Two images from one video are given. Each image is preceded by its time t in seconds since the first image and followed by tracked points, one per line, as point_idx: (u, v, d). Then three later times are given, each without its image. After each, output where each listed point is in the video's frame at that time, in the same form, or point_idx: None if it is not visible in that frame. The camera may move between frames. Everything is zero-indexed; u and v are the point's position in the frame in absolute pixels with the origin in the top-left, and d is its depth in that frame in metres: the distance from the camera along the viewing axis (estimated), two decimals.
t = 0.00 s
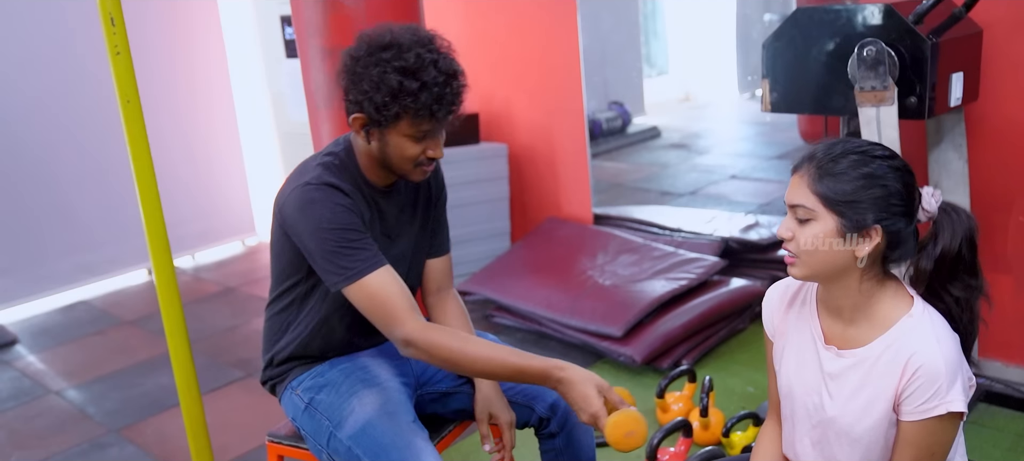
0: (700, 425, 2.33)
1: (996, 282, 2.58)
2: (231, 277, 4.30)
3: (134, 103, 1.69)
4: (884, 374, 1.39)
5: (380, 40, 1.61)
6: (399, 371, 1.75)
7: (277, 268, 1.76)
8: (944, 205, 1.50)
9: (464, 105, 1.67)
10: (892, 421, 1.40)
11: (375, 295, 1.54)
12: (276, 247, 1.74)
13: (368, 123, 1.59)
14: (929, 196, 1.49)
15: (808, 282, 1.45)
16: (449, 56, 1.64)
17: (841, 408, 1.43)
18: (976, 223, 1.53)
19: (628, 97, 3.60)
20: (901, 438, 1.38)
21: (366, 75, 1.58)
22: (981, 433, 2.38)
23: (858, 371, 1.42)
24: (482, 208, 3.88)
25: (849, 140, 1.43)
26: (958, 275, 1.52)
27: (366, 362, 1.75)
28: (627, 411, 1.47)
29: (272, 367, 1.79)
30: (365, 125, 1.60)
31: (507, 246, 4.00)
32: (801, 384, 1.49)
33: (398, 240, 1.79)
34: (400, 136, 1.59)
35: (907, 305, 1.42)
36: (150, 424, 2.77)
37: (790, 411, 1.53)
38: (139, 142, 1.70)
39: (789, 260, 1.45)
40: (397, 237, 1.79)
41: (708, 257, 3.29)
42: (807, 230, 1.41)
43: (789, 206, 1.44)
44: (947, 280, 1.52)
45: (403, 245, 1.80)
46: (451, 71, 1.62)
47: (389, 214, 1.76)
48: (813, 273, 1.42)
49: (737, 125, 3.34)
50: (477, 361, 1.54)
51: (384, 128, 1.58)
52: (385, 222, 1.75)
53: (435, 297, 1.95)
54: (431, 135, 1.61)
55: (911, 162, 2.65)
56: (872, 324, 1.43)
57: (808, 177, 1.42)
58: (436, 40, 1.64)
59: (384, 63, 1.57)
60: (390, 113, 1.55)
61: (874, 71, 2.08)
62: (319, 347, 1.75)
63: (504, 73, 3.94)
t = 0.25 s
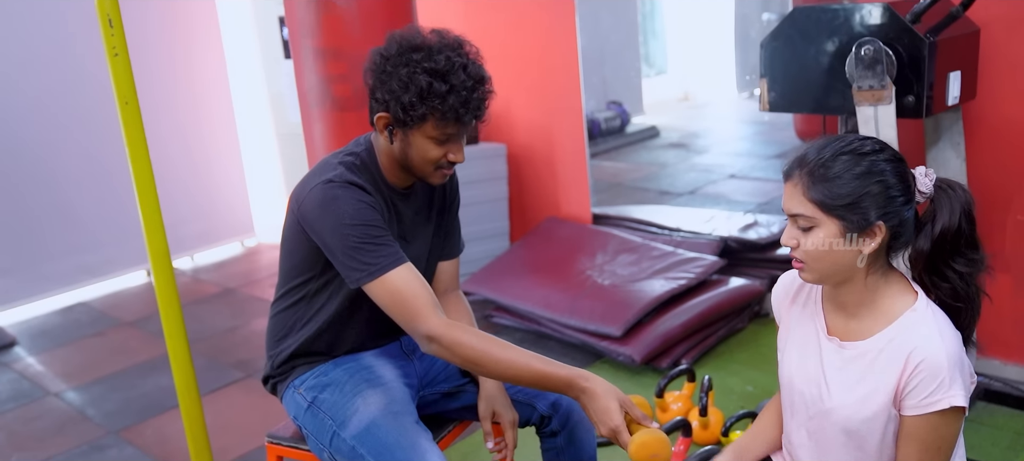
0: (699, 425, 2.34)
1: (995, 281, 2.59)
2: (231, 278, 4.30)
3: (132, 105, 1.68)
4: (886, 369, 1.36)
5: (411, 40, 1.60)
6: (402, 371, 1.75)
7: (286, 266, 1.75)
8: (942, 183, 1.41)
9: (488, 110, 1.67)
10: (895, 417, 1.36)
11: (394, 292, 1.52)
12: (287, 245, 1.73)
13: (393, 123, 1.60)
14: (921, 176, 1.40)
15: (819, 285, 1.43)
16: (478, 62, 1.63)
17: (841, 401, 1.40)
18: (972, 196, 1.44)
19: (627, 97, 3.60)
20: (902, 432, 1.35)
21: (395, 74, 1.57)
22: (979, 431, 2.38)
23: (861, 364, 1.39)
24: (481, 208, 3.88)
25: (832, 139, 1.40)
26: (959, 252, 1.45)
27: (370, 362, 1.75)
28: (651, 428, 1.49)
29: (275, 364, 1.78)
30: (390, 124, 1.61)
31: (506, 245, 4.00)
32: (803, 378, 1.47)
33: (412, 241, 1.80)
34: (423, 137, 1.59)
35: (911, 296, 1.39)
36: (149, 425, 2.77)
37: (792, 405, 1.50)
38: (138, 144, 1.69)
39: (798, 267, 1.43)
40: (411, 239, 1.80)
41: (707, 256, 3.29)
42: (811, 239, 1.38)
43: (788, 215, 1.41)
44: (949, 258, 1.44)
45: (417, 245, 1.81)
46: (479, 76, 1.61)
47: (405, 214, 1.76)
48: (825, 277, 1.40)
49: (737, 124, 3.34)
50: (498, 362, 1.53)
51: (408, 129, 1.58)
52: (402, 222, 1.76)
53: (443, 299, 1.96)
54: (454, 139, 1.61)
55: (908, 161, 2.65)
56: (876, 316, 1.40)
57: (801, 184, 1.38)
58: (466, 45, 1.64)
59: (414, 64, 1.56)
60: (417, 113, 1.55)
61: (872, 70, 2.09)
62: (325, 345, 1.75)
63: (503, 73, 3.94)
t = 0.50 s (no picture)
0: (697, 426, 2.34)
1: (991, 282, 2.59)
2: (228, 281, 4.29)
3: (129, 108, 1.67)
4: (880, 350, 1.36)
5: (418, 46, 1.61)
6: (399, 374, 1.76)
7: (286, 268, 1.75)
8: (940, 176, 1.40)
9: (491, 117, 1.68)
10: (876, 398, 1.36)
11: (401, 294, 1.53)
12: (287, 247, 1.73)
13: (397, 129, 1.60)
14: (919, 171, 1.40)
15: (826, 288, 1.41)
16: (482, 69, 1.64)
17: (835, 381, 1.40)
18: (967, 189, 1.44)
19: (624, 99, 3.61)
20: (881, 413, 1.34)
21: (401, 80, 1.57)
22: (976, 432, 2.39)
23: (859, 352, 1.38)
24: (478, 211, 3.89)
25: (832, 146, 1.38)
26: (956, 244, 1.45)
27: (366, 365, 1.75)
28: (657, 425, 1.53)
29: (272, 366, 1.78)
30: (395, 129, 1.61)
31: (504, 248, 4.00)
32: (805, 373, 1.45)
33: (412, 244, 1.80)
34: (428, 143, 1.59)
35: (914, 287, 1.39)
36: (146, 429, 2.76)
37: (793, 399, 1.49)
38: (134, 147, 1.69)
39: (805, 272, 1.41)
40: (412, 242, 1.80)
41: (703, 258, 3.30)
42: (823, 248, 1.36)
43: (796, 226, 1.38)
44: (947, 249, 1.45)
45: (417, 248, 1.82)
46: (484, 84, 1.62)
47: (406, 217, 1.76)
48: (834, 282, 1.39)
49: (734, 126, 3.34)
50: (504, 365, 1.54)
51: (413, 134, 1.58)
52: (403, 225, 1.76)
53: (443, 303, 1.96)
54: (458, 145, 1.62)
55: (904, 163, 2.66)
56: (878, 311, 1.39)
57: (809, 194, 1.36)
58: (471, 52, 1.65)
59: (421, 70, 1.57)
60: (423, 119, 1.55)
61: (867, 72, 2.10)
62: (323, 347, 1.75)
63: (499, 76, 3.94)
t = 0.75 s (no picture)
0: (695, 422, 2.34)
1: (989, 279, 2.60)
2: (227, 279, 4.30)
3: (128, 105, 1.67)
4: (884, 333, 1.36)
5: (424, 46, 1.60)
6: (398, 371, 1.76)
7: (287, 267, 1.75)
8: (947, 173, 1.39)
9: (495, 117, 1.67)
10: (878, 383, 1.35)
11: (412, 290, 1.53)
12: (288, 245, 1.73)
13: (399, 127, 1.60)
14: (927, 165, 1.38)
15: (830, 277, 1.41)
16: (487, 71, 1.63)
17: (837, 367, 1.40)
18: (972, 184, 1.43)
19: (622, 97, 3.61)
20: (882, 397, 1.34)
21: (405, 80, 1.57)
22: (974, 427, 2.39)
23: (859, 337, 1.38)
24: (477, 209, 3.89)
25: (846, 136, 1.37)
26: (962, 238, 1.45)
27: (366, 362, 1.75)
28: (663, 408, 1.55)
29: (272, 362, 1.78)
30: (397, 127, 1.61)
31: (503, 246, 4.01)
32: (805, 365, 1.45)
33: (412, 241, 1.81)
34: (429, 143, 1.59)
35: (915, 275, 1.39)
36: (145, 427, 2.77)
37: (792, 389, 1.49)
38: (133, 144, 1.69)
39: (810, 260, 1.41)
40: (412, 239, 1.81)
41: (701, 255, 3.30)
42: (832, 237, 1.35)
43: (807, 213, 1.37)
44: (953, 244, 1.45)
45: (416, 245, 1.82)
46: (490, 85, 1.61)
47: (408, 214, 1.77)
48: (840, 272, 1.38)
49: (732, 123, 3.35)
50: (515, 358, 1.55)
51: (415, 133, 1.59)
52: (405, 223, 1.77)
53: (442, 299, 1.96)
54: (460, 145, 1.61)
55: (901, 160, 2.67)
56: (880, 299, 1.39)
57: (822, 183, 1.35)
58: (477, 54, 1.64)
59: (426, 70, 1.56)
60: (426, 119, 1.55)
61: (865, 69, 2.10)
62: (324, 343, 1.75)
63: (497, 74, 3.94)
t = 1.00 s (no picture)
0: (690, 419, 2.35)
1: (982, 276, 2.61)
2: (223, 278, 4.29)
3: (123, 104, 1.67)
4: (884, 336, 1.35)
5: (440, 52, 1.58)
6: (394, 369, 1.76)
7: (287, 269, 1.73)
8: (938, 174, 1.40)
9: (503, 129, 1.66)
10: (883, 387, 1.35)
11: (437, 287, 1.52)
12: (289, 248, 1.72)
13: (408, 130, 1.58)
14: (919, 165, 1.39)
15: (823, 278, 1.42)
16: (501, 82, 1.62)
17: (836, 370, 1.40)
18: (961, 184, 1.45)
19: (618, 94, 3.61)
20: (890, 400, 1.33)
21: (419, 84, 1.55)
22: (967, 424, 2.41)
23: (858, 339, 1.38)
24: (473, 207, 3.89)
25: (843, 139, 1.37)
26: (953, 237, 1.47)
27: (362, 360, 1.75)
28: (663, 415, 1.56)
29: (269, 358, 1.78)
30: (405, 130, 1.59)
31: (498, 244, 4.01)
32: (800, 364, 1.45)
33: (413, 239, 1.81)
34: (435, 148, 1.58)
35: (908, 279, 1.40)
36: (141, 425, 2.77)
37: (788, 393, 1.49)
38: (129, 143, 1.69)
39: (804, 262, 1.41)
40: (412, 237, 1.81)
41: (697, 253, 3.31)
42: (827, 238, 1.36)
43: (802, 215, 1.37)
44: (945, 244, 1.46)
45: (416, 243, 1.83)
46: (502, 97, 1.60)
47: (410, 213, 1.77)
48: (834, 273, 1.39)
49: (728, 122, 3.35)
50: (535, 354, 1.56)
51: (423, 138, 1.57)
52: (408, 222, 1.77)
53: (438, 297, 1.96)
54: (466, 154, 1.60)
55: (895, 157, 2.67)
56: (874, 300, 1.40)
57: (818, 186, 1.35)
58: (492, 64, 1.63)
59: (441, 77, 1.54)
60: (437, 126, 1.54)
61: (859, 67, 2.11)
62: (324, 341, 1.75)
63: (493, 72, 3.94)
